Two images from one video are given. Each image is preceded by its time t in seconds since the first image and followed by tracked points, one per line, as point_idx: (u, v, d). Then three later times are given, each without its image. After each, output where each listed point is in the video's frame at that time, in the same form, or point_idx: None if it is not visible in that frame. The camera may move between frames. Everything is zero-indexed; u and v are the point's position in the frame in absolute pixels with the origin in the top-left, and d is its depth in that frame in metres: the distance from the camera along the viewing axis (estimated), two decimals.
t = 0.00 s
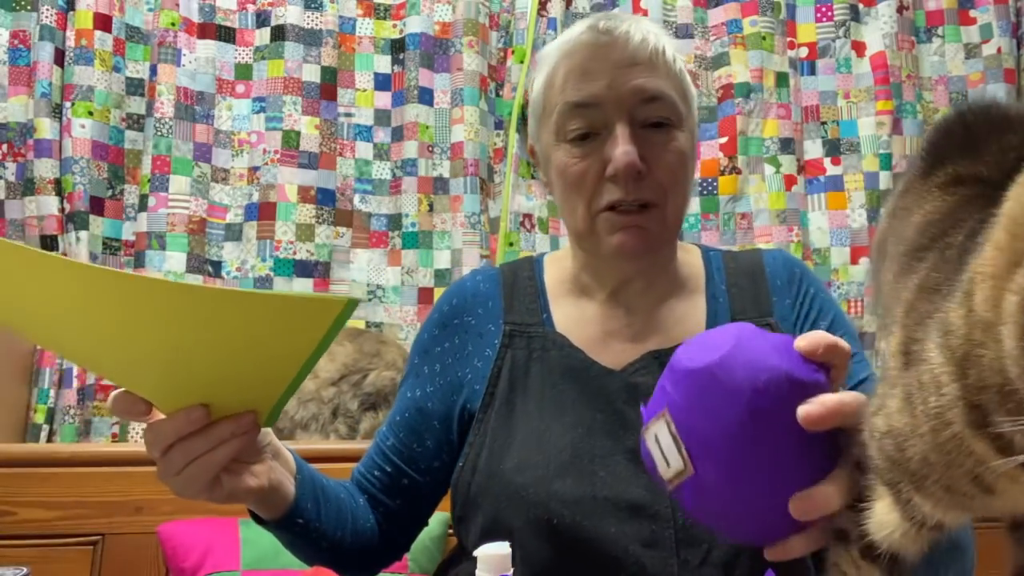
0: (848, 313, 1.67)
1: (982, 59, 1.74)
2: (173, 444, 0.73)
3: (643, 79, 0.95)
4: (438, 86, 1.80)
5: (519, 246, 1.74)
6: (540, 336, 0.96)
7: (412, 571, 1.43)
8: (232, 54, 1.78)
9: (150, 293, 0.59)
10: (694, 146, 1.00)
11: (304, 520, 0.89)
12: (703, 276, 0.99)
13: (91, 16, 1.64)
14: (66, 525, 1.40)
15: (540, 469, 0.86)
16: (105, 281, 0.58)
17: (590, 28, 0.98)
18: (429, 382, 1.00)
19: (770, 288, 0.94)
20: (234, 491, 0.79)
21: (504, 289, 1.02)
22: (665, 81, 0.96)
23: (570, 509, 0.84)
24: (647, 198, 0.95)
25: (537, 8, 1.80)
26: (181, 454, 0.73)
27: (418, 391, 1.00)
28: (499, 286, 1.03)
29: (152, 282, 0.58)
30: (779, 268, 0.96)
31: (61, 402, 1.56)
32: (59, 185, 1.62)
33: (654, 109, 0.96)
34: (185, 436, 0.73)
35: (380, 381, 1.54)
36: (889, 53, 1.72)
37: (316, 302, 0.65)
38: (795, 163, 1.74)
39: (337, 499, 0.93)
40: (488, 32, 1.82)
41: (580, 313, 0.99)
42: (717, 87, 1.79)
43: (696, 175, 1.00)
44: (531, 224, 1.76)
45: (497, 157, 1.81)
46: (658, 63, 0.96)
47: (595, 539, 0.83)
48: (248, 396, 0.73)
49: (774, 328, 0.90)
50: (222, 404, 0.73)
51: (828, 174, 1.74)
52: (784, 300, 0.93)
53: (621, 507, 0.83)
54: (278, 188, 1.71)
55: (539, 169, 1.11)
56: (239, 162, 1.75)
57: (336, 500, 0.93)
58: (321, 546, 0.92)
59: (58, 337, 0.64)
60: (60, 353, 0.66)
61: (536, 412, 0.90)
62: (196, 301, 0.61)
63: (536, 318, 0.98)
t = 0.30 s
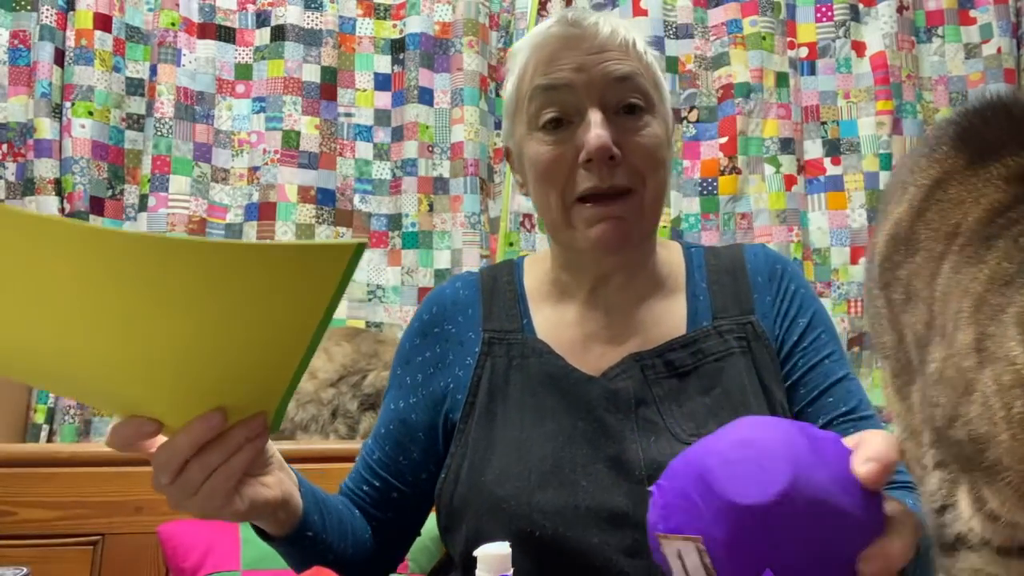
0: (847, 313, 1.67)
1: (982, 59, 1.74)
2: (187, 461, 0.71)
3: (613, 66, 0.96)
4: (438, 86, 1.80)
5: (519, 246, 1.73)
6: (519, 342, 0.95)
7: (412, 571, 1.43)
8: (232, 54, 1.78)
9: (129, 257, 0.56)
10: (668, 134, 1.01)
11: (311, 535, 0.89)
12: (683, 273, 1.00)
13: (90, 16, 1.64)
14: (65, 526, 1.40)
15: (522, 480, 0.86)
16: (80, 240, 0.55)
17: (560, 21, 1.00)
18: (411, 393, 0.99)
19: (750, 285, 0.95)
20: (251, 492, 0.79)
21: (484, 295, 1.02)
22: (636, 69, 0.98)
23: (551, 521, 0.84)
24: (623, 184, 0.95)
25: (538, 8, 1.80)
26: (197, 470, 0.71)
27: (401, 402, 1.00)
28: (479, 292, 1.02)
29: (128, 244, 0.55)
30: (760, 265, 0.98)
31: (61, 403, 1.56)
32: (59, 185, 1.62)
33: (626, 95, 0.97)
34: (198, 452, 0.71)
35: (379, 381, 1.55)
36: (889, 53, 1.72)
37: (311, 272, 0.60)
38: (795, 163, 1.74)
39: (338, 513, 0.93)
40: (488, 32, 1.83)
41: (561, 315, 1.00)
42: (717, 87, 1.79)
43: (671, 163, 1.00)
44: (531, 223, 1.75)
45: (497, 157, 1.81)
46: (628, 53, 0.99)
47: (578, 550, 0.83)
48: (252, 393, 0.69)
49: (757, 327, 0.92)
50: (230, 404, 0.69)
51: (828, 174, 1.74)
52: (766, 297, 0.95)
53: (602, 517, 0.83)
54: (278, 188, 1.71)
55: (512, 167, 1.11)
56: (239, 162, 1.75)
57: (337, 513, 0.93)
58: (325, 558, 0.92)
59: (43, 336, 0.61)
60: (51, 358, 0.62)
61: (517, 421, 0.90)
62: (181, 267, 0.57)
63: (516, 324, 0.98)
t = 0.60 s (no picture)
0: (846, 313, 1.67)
1: (982, 59, 1.74)
2: (204, 486, 0.71)
3: (603, 64, 0.96)
4: (438, 86, 1.80)
5: (519, 246, 1.73)
6: (513, 347, 0.96)
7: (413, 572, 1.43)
8: (232, 54, 1.78)
9: (175, 290, 0.56)
10: (661, 131, 1.01)
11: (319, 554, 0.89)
12: (678, 272, 1.00)
13: (91, 17, 1.64)
14: (66, 526, 1.40)
15: (518, 490, 0.86)
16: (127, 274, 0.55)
17: (548, 19, 1.00)
18: (406, 402, 0.99)
19: (745, 282, 0.95)
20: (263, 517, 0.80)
21: (476, 300, 1.02)
22: (627, 66, 0.98)
23: (549, 532, 0.84)
24: (617, 183, 0.95)
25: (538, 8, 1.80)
26: (214, 495, 0.72)
27: (396, 412, 0.99)
28: (471, 297, 1.03)
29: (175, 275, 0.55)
30: (754, 263, 0.98)
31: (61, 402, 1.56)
32: (59, 185, 1.62)
33: (616, 93, 0.97)
34: (216, 477, 0.71)
35: (371, 381, 1.52)
36: (889, 52, 1.72)
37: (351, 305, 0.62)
38: (795, 163, 1.74)
39: (343, 528, 0.94)
40: (488, 32, 1.83)
41: (557, 317, 1.00)
42: (717, 87, 1.79)
43: (662, 161, 1.00)
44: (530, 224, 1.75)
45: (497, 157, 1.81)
46: (618, 50, 0.98)
47: (578, 560, 0.83)
48: (273, 417, 0.70)
49: (752, 325, 0.92)
50: (252, 428, 0.70)
51: (828, 174, 1.74)
52: (761, 294, 0.95)
53: (601, 525, 0.83)
54: (278, 188, 1.70)
55: (502, 168, 1.11)
56: (239, 162, 1.75)
57: (343, 529, 0.94)
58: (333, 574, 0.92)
59: (74, 368, 0.60)
60: (79, 389, 0.62)
61: (512, 428, 0.90)
62: (227, 301, 0.58)
63: (509, 329, 0.98)
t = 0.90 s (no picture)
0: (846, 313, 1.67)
1: (982, 59, 1.74)
2: (216, 489, 0.70)
3: (601, 72, 0.95)
4: (438, 86, 1.80)
5: (519, 246, 1.73)
6: (515, 349, 0.96)
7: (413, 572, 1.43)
8: (232, 54, 1.78)
9: (212, 297, 0.56)
10: (660, 136, 1.00)
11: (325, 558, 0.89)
12: (681, 274, 1.00)
13: (91, 16, 1.64)
14: (66, 526, 1.40)
15: (519, 493, 0.86)
16: (165, 280, 0.54)
17: (545, 22, 0.98)
18: (407, 403, 0.99)
19: (749, 285, 0.95)
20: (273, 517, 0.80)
21: (478, 301, 1.02)
22: (625, 72, 0.96)
23: (551, 535, 0.84)
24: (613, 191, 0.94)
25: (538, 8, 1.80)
26: (226, 498, 0.71)
27: (397, 413, 0.99)
28: (472, 297, 1.02)
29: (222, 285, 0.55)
30: (758, 265, 0.97)
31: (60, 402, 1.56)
32: (59, 185, 1.63)
33: (615, 100, 0.96)
34: (229, 480, 0.70)
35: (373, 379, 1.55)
36: (889, 52, 1.73)
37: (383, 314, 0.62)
38: (795, 163, 1.74)
39: (347, 531, 0.93)
40: (488, 32, 1.83)
41: (559, 319, 1.00)
42: (717, 87, 1.80)
43: (660, 165, 0.99)
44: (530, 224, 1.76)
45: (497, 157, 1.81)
46: (617, 55, 0.97)
47: (579, 564, 0.83)
48: (291, 422, 0.70)
49: (756, 328, 0.92)
50: (268, 433, 0.70)
51: (828, 174, 1.74)
52: (765, 296, 0.95)
53: (603, 529, 0.83)
54: (277, 188, 1.70)
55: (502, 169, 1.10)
56: (239, 162, 1.75)
57: (346, 531, 0.93)
58: None
59: (102, 367, 0.59)
60: (102, 390, 0.61)
61: (514, 431, 0.90)
62: (269, 309, 0.58)
63: (510, 330, 0.98)
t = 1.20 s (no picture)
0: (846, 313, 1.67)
1: (982, 59, 1.74)
2: (268, 463, 0.68)
3: (597, 82, 0.95)
4: (438, 86, 1.80)
5: (519, 246, 1.73)
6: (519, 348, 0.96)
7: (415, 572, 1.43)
8: (232, 54, 1.78)
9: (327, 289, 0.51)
10: (660, 141, 1.00)
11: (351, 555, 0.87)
12: (685, 276, 1.01)
13: (91, 16, 1.64)
14: (66, 526, 1.40)
15: (524, 491, 0.86)
16: (286, 269, 0.50)
17: (540, 32, 0.97)
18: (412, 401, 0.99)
19: (754, 287, 0.95)
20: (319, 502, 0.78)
21: (482, 301, 1.02)
22: (623, 80, 0.96)
23: (555, 533, 0.84)
24: (613, 204, 0.96)
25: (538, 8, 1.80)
26: (280, 474, 0.68)
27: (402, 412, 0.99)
28: (477, 297, 1.03)
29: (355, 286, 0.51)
30: (763, 266, 0.98)
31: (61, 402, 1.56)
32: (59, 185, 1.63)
33: (612, 109, 0.96)
34: (284, 460, 0.67)
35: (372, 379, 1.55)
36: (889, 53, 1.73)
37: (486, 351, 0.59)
38: (795, 163, 1.74)
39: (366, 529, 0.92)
40: (488, 32, 1.83)
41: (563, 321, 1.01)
42: (717, 87, 1.79)
43: (661, 170, 0.99)
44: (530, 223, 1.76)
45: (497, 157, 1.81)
46: (614, 63, 0.96)
47: (583, 563, 0.83)
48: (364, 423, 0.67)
49: (761, 330, 0.92)
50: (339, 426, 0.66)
51: (828, 174, 1.74)
52: (770, 298, 0.95)
53: (606, 528, 0.83)
54: (278, 188, 1.71)
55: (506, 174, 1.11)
56: (239, 162, 1.75)
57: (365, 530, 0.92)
58: None
59: (201, 328, 0.54)
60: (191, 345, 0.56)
61: (518, 431, 0.91)
62: (391, 320, 0.54)
63: (515, 329, 0.99)
